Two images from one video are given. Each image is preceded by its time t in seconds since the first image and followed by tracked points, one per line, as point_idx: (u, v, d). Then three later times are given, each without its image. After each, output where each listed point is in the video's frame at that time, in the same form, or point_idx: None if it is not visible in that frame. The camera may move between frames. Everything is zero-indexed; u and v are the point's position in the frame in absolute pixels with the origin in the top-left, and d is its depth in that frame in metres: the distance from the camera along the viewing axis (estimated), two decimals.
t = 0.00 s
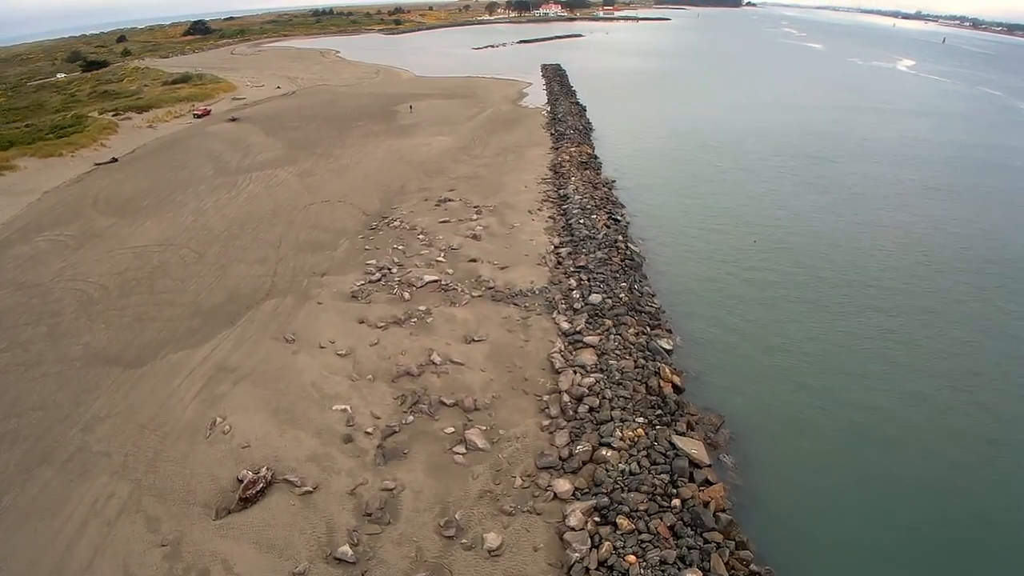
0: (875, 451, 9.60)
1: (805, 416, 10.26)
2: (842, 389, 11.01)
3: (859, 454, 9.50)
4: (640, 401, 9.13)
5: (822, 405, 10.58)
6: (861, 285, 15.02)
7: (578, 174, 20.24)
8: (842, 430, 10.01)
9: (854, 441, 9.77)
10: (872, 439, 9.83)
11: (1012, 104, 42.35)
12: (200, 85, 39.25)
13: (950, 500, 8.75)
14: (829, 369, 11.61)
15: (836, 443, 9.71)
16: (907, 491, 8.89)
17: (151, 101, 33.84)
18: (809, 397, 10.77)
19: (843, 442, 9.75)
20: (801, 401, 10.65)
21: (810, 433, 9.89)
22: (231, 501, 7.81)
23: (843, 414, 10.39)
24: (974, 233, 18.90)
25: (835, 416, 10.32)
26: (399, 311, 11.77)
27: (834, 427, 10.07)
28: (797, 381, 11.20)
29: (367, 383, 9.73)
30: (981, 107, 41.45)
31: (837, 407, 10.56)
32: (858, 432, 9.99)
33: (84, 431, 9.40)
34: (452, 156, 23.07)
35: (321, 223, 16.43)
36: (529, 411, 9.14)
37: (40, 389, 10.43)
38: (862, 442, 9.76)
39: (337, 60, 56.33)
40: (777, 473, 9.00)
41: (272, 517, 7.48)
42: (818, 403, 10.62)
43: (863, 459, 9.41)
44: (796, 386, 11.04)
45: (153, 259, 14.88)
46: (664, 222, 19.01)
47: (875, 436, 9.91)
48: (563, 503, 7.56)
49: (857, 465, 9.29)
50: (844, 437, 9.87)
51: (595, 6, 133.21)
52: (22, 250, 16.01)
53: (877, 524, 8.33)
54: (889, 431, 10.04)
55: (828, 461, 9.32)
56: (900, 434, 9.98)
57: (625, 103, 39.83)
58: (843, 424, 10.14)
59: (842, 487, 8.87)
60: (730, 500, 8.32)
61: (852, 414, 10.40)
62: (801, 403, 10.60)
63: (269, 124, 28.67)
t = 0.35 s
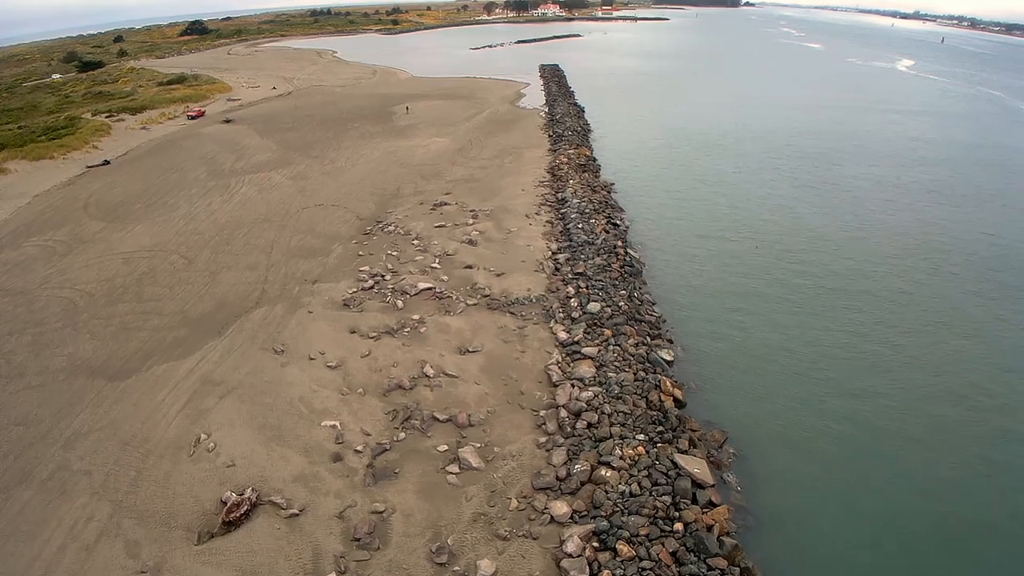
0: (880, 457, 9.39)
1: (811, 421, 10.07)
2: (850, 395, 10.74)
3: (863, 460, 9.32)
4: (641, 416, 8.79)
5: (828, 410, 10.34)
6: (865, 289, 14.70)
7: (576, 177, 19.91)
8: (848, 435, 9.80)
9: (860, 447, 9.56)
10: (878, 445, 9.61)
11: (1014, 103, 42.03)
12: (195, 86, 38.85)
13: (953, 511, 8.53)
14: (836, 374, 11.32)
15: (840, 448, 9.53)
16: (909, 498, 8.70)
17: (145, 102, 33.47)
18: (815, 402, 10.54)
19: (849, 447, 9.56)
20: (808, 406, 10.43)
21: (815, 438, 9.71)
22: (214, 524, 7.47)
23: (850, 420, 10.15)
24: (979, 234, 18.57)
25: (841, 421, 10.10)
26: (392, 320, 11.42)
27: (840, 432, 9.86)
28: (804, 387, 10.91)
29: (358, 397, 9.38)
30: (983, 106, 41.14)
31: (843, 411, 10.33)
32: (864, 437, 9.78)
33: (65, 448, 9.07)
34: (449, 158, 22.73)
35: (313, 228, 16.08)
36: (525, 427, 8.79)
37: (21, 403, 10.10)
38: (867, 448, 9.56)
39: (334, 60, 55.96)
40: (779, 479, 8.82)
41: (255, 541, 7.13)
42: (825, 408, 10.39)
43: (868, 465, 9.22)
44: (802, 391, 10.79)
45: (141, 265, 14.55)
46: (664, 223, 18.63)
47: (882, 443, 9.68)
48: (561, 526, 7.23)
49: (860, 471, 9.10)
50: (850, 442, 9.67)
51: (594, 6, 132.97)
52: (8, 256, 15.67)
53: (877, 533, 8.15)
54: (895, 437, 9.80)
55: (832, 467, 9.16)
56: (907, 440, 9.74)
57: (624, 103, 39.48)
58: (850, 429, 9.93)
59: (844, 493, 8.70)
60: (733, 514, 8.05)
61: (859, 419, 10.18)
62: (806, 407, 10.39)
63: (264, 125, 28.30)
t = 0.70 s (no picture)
0: (892, 468, 9.18)
1: (822, 430, 9.86)
2: (864, 405, 10.47)
3: (874, 471, 9.11)
4: (650, 435, 8.42)
5: (840, 420, 10.12)
6: (883, 298, 14.23)
7: (585, 181, 19.54)
8: (858, 444, 9.60)
9: (871, 457, 9.36)
10: (890, 457, 9.39)
11: None
12: (203, 85, 38.79)
13: (964, 525, 8.30)
14: (851, 385, 11.01)
15: (851, 458, 9.33)
16: (920, 512, 8.47)
17: (152, 102, 33.39)
18: (827, 411, 10.30)
19: (860, 457, 9.35)
20: (819, 415, 10.21)
21: (826, 448, 9.49)
22: (205, 546, 7.18)
23: (862, 430, 9.92)
24: (999, 240, 18.03)
25: (853, 431, 9.88)
26: (393, 329, 11.10)
27: (852, 442, 9.65)
28: (817, 398, 10.63)
29: (357, 412, 9.08)
30: (1000, 109, 40.36)
31: (856, 422, 10.07)
32: (876, 447, 9.57)
33: (57, 461, 8.83)
34: (455, 161, 22.42)
35: (317, 232, 15.81)
36: (530, 445, 8.44)
37: (15, 412, 9.88)
38: (878, 459, 9.34)
39: (342, 60, 55.82)
40: (787, 490, 8.63)
41: (246, 565, 6.83)
42: (837, 418, 10.16)
43: (879, 477, 9.01)
44: (814, 401, 10.54)
45: (142, 270, 14.34)
46: (675, 227, 18.21)
47: (893, 454, 9.47)
48: (567, 554, 6.85)
49: (870, 482, 8.91)
50: (861, 452, 9.45)
51: (604, 7, 132.36)
52: (8, 259, 15.50)
53: (885, 545, 7.95)
54: (907, 448, 9.58)
55: (841, 477, 8.97)
56: (919, 452, 9.51)
57: (633, 105, 39.01)
58: (861, 439, 9.72)
59: (854, 503, 8.52)
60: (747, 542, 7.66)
61: (871, 429, 9.94)
62: (819, 417, 10.15)
63: (270, 126, 28.10)
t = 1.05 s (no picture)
0: (894, 475, 9.04)
1: (827, 437, 9.72)
2: (871, 414, 10.27)
3: (877, 478, 8.99)
4: (656, 455, 8.06)
5: (846, 427, 9.95)
6: (895, 307, 13.85)
7: (589, 184, 19.19)
8: (862, 452, 9.45)
9: (875, 464, 9.23)
10: (894, 464, 9.25)
11: None
12: (205, 86, 38.58)
13: (966, 536, 8.15)
14: (859, 394, 10.77)
15: (854, 464, 9.20)
16: (921, 521, 8.33)
17: (154, 102, 33.21)
18: (832, 419, 10.14)
19: (864, 464, 9.22)
20: (825, 422, 10.06)
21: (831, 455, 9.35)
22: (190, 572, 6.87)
23: (868, 438, 9.75)
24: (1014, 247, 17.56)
25: (858, 438, 9.73)
26: (391, 340, 10.78)
27: (856, 449, 9.51)
28: (824, 406, 10.42)
29: (351, 428, 8.77)
30: (1012, 111, 39.70)
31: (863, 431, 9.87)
32: (880, 454, 9.43)
33: (41, 478, 8.59)
34: (457, 163, 22.09)
35: (315, 237, 15.50)
36: (530, 465, 8.11)
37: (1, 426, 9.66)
38: (883, 466, 9.20)
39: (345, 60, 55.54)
40: (788, 496, 8.52)
41: None
42: (842, 425, 9.99)
43: (882, 484, 8.87)
44: (820, 408, 10.38)
45: (136, 275, 14.11)
46: (680, 232, 17.84)
47: (897, 461, 9.31)
48: None
49: (872, 490, 8.76)
50: (865, 459, 9.32)
51: (609, 6, 131.78)
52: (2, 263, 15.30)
53: (886, 554, 7.83)
54: (912, 456, 9.42)
55: (844, 483, 8.85)
56: (924, 460, 9.34)
57: (639, 105, 38.58)
58: (866, 445, 9.58)
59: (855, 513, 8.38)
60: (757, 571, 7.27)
61: (876, 438, 9.76)
62: (824, 424, 9.99)
63: (272, 128, 27.84)
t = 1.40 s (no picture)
0: (897, 485, 8.87)
1: (832, 441, 9.67)
2: (879, 421, 10.15)
3: (880, 483, 8.91)
4: (661, 477, 7.71)
5: (853, 433, 9.87)
6: (905, 315, 13.51)
7: (591, 188, 18.82)
8: (865, 461, 9.29)
9: (880, 469, 9.15)
10: (899, 469, 9.16)
11: None
12: (205, 86, 38.31)
13: (965, 544, 8.04)
14: (868, 403, 10.60)
15: (858, 468, 9.14)
16: (922, 528, 8.23)
17: (153, 103, 32.92)
18: (840, 423, 10.07)
19: (868, 469, 9.14)
20: (832, 427, 9.98)
21: (836, 460, 9.26)
22: None
23: (871, 447, 9.58)
24: None
25: (864, 443, 9.65)
26: (386, 352, 10.42)
27: (861, 454, 9.44)
28: (833, 414, 10.27)
29: (344, 446, 8.43)
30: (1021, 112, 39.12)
31: (869, 438, 9.76)
32: (885, 460, 9.34)
33: (22, 497, 8.28)
34: (457, 166, 21.73)
35: (311, 243, 15.16)
36: (529, 487, 7.75)
37: None
38: (887, 474, 9.07)
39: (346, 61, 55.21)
40: (789, 505, 8.38)
41: None
42: (849, 430, 9.92)
43: (885, 489, 8.80)
44: (827, 414, 10.28)
45: (128, 282, 13.80)
46: (685, 237, 17.46)
47: (899, 471, 9.15)
48: None
49: (876, 501, 8.59)
50: (869, 464, 9.25)
51: (612, 6, 131.34)
52: None
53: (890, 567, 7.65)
54: (917, 463, 9.31)
55: (846, 487, 8.80)
56: (930, 467, 9.23)
57: (642, 106, 38.15)
58: (871, 450, 9.50)
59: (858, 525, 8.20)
60: None
61: (880, 447, 9.58)
62: (830, 430, 9.89)
63: (270, 129, 27.52)
